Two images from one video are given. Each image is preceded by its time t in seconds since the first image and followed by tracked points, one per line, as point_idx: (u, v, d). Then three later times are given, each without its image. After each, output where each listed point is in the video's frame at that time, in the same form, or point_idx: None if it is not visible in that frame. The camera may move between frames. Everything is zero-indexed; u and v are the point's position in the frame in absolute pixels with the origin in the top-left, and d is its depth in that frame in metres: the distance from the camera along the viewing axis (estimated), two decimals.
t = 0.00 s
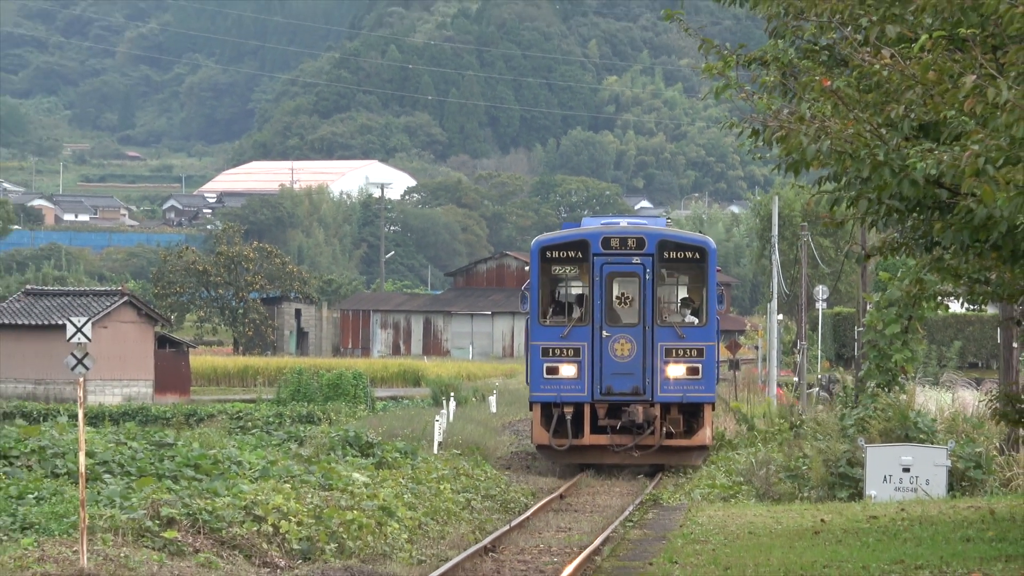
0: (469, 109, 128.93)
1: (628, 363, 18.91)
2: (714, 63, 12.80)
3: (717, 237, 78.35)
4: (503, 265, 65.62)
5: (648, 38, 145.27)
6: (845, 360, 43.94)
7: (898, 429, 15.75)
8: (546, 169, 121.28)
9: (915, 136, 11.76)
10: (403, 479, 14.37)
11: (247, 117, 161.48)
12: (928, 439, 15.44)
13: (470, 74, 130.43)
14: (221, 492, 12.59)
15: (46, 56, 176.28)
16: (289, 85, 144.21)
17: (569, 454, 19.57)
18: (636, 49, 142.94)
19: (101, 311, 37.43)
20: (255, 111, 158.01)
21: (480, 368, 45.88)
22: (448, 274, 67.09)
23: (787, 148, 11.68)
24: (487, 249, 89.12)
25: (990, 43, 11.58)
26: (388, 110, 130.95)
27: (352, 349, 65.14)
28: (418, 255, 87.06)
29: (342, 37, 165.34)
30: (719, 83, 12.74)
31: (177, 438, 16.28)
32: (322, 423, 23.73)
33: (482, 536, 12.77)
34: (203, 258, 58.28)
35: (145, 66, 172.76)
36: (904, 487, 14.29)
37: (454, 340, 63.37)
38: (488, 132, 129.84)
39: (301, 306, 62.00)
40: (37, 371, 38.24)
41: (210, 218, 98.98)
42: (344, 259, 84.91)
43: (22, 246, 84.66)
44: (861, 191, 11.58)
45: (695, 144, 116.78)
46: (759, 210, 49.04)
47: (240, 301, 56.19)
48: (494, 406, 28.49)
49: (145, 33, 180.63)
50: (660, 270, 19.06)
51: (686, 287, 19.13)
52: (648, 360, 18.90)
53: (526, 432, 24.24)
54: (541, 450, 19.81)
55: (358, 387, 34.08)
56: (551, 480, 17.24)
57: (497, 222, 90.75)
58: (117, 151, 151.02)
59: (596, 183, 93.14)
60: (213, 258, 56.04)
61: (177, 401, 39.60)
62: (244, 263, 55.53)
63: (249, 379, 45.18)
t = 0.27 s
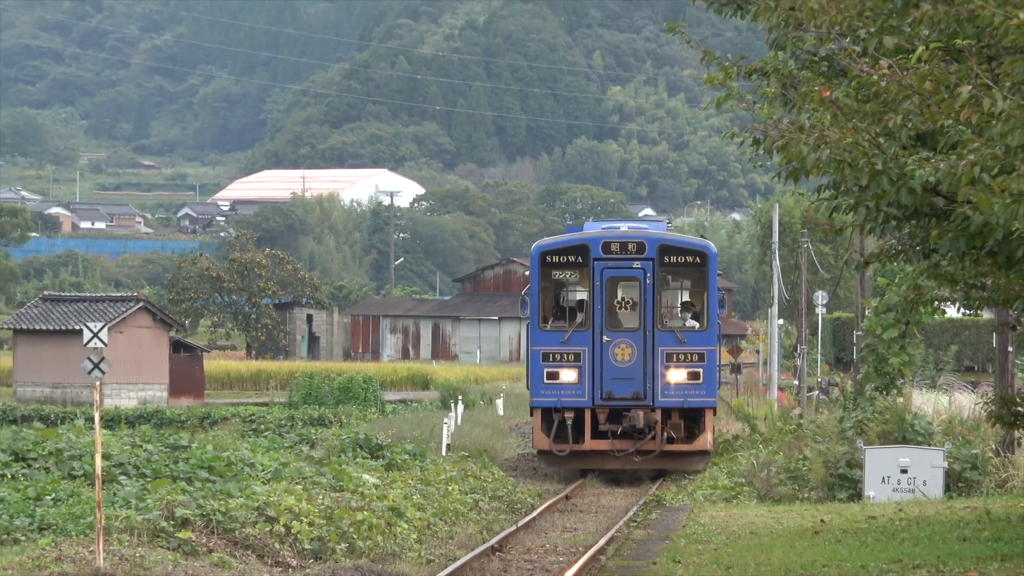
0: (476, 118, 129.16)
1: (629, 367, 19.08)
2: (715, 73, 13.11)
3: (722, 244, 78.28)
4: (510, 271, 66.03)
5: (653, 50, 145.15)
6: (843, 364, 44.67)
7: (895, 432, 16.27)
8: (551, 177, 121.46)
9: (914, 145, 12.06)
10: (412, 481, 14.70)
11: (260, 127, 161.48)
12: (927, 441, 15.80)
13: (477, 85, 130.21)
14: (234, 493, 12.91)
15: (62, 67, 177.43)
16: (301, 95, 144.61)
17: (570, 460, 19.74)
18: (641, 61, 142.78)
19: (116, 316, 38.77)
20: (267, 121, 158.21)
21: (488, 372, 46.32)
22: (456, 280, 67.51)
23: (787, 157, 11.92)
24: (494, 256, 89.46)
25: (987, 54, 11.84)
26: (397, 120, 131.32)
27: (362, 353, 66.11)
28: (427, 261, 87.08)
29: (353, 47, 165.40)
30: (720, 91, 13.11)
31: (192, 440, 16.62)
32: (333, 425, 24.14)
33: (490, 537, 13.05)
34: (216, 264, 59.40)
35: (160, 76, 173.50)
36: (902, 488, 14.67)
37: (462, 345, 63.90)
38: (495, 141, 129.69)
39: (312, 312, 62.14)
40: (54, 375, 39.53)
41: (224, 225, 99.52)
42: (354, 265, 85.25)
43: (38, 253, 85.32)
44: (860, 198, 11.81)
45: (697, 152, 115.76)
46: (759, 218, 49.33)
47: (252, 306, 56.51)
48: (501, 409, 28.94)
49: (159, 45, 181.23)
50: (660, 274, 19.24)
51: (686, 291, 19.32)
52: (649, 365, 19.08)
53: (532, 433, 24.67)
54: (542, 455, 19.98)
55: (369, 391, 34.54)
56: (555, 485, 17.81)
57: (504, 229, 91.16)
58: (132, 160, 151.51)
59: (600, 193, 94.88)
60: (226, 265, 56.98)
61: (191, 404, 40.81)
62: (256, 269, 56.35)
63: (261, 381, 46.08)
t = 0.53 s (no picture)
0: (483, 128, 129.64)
1: (629, 373, 18.71)
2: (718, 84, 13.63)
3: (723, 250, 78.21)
4: (516, 277, 66.51)
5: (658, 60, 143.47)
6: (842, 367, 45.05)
7: (893, 433, 16.60)
8: (556, 186, 121.34)
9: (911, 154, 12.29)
10: (421, 482, 15.07)
11: (272, 137, 161.31)
12: (923, 443, 16.28)
13: (485, 96, 130.92)
14: (246, 495, 13.22)
15: (79, 78, 177.84)
16: (312, 105, 144.70)
17: (570, 465, 19.37)
18: (645, 71, 141.39)
19: (132, 320, 39.70)
20: (279, 132, 158.00)
21: (495, 376, 46.80)
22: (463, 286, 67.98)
23: (787, 166, 12.20)
24: (501, 263, 89.87)
25: (982, 65, 11.99)
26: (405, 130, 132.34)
27: (371, 358, 66.21)
28: (435, 268, 87.34)
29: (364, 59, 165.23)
30: (722, 103, 13.57)
31: (205, 443, 16.89)
32: (343, 428, 24.54)
33: (496, 537, 13.38)
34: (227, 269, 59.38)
35: (175, 87, 173.79)
36: (899, 489, 15.11)
37: (469, 350, 64.42)
38: (502, 151, 129.39)
39: (322, 318, 63.33)
40: (71, 380, 40.57)
41: (236, 233, 100.18)
42: (364, 272, 85.47)
43: (55, 260, 86.65)
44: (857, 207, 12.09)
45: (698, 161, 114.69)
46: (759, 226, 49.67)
47: (263, 312, 57.34)
48: (507, 413, 29.38)
49: (174, 56, 181.17)
50: (660, 280, 18.87)
51: (687, 296, 18.94)
52: (649, 370, 18.72)
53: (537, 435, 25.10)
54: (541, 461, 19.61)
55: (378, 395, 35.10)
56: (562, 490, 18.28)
57: (511, 237, 91.64)
58: (146, 170, 152.02)
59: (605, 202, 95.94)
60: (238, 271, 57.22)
61: (204, 408, 41.43)
62: (268, 276, 56.54)
63: (273, 386, 46.93)
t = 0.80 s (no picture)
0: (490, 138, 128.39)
1: (628, 380, 18.66)
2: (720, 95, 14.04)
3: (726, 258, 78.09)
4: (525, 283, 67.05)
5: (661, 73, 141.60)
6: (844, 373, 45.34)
7: (891, 436, 16.82)
8: (562, 194, 120.91)
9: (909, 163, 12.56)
10: (430, 484, 15.40)
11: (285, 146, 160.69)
12: (923, 445, 16.62)
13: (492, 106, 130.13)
14: (259, 497, 13.54)
15: (95, 89, 178.63)
16: (324, 115, 144.79)
17: (569, 472, 19.26)
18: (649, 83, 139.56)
19: (148, 328, 39.83)
20: (291, 142, 157.78)
21: (502, 381, 47.39)
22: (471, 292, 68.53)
23: (787, 174, 12.40)
24: (509, 269, 90.31)
25: (978, 76, 12.21)
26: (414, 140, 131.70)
27: (382, 363, 67.42)
28: (444, 274, 87.67)
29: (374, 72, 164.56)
30: (724, 113, 13.92)
31: (219, 447, 17.25)
32: (354, 432, 24.97)
33: (504, 538, 13.70)
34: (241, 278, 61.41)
35: (189, 98, 174.10)
36: (898, 491, 15.53)
37: (478, 355, 65.36)
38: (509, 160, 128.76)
39: (334, 324, 63.98)
40: (88, 385, 41.11)
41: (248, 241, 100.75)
42: (375, 279, 85.88)
43: (72, 268, 88.15)
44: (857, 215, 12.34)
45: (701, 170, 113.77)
46: (761, 233, 50.07)
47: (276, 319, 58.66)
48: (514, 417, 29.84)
49: (189, 68, 181.16)
50: (661, 286, 18.82)
51: (689, 303, 18.88)
52: (649, 377, 18.65)
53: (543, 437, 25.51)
54: (541, 468, 19.58)
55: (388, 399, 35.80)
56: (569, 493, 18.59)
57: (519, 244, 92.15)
58: (162, 179, 152.49)
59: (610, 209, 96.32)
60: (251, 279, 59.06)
61: (218, 412, 42.37)
62: (281, 284, 58.42)
63: (286, 391, 48.10)
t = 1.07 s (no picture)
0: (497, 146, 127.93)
1: (629, 381, 18.61)
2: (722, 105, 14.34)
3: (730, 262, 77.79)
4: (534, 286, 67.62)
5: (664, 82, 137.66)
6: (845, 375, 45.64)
7: (891, 436, 17.07)
8: (567, 202, 119.81)
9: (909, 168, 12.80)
10: (439, 485, 15.72)
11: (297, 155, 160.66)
12: (923, 445, 16.94)
13: (500, 114, 129.11)
14: (273, 497, 13.87)
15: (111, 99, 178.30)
16: (335, 125, 144.51)
17: (570, 473, 19.21)
18: (653, 91, 136.02)
19: (164, 331, 41.32)
20: (304, 150, 156.95)
21: (511, 382, 47.96)
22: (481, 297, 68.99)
23: (789, 180, 12.72)
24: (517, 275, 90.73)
25: (977, 84, 12.27)
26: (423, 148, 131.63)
27: (392, 367, 68.10)
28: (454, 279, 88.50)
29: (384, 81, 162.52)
30: (727, 121, 14.29)
31: (234, 447, 17.60)
32: (367, 433, 25.51)
33: (513, 537, 14.00)
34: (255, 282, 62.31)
35: (204, 107, 174.05)
36: (897, 490, 15.91)
37: (486, 358, 65.56)
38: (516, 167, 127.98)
39: (346, 327, 64.96)
40: (106, 388, 42.11)
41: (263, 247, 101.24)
42: (386, 284, 86.46)
43: (89, 274, 87.26)
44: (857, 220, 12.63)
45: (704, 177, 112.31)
46: (764, 238, 50.41)
47: (290, 323, 59.49)
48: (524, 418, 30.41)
49: (203, 77, 178.46)
50: (662, 287, 18.74)
51: (691, 305, 18.79)
52: (650, 379, 18.61)
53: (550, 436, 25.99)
54: (541, 469, 19.55)
55: (398, 402, 36.41)
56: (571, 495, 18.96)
57: (526, 251, 92.77)
58: (177, 187, 152.52)
59: (616, 216, 97.28)
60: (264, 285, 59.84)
61: (233, 414, 43.73)
62: (293, 288, 58.98)
63: (299, 394, 49.51)
